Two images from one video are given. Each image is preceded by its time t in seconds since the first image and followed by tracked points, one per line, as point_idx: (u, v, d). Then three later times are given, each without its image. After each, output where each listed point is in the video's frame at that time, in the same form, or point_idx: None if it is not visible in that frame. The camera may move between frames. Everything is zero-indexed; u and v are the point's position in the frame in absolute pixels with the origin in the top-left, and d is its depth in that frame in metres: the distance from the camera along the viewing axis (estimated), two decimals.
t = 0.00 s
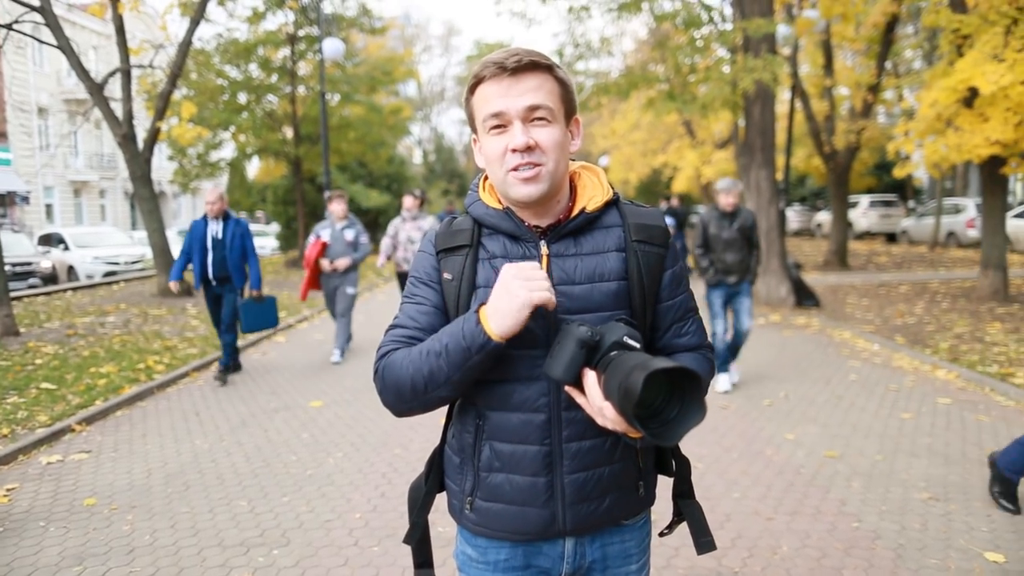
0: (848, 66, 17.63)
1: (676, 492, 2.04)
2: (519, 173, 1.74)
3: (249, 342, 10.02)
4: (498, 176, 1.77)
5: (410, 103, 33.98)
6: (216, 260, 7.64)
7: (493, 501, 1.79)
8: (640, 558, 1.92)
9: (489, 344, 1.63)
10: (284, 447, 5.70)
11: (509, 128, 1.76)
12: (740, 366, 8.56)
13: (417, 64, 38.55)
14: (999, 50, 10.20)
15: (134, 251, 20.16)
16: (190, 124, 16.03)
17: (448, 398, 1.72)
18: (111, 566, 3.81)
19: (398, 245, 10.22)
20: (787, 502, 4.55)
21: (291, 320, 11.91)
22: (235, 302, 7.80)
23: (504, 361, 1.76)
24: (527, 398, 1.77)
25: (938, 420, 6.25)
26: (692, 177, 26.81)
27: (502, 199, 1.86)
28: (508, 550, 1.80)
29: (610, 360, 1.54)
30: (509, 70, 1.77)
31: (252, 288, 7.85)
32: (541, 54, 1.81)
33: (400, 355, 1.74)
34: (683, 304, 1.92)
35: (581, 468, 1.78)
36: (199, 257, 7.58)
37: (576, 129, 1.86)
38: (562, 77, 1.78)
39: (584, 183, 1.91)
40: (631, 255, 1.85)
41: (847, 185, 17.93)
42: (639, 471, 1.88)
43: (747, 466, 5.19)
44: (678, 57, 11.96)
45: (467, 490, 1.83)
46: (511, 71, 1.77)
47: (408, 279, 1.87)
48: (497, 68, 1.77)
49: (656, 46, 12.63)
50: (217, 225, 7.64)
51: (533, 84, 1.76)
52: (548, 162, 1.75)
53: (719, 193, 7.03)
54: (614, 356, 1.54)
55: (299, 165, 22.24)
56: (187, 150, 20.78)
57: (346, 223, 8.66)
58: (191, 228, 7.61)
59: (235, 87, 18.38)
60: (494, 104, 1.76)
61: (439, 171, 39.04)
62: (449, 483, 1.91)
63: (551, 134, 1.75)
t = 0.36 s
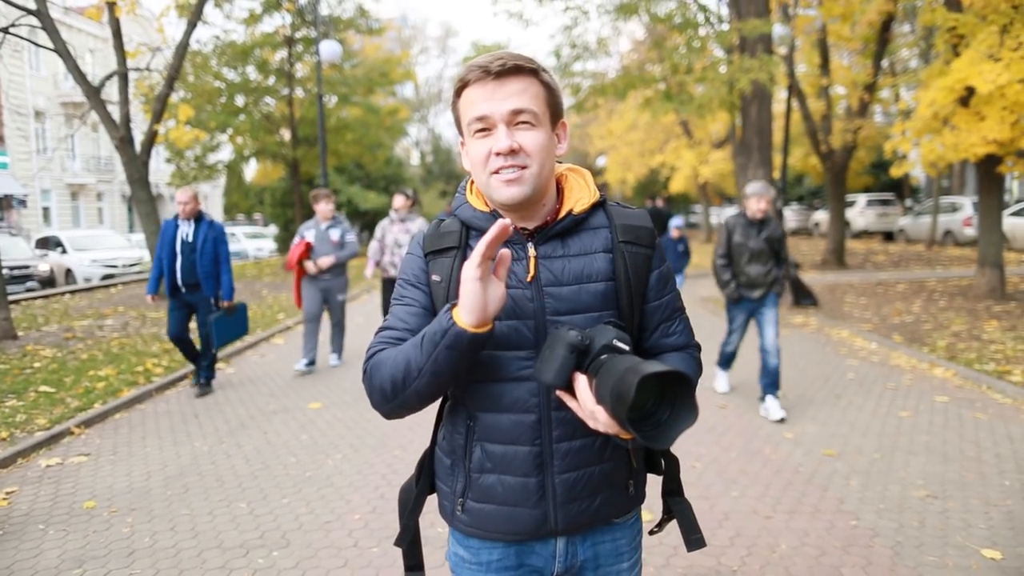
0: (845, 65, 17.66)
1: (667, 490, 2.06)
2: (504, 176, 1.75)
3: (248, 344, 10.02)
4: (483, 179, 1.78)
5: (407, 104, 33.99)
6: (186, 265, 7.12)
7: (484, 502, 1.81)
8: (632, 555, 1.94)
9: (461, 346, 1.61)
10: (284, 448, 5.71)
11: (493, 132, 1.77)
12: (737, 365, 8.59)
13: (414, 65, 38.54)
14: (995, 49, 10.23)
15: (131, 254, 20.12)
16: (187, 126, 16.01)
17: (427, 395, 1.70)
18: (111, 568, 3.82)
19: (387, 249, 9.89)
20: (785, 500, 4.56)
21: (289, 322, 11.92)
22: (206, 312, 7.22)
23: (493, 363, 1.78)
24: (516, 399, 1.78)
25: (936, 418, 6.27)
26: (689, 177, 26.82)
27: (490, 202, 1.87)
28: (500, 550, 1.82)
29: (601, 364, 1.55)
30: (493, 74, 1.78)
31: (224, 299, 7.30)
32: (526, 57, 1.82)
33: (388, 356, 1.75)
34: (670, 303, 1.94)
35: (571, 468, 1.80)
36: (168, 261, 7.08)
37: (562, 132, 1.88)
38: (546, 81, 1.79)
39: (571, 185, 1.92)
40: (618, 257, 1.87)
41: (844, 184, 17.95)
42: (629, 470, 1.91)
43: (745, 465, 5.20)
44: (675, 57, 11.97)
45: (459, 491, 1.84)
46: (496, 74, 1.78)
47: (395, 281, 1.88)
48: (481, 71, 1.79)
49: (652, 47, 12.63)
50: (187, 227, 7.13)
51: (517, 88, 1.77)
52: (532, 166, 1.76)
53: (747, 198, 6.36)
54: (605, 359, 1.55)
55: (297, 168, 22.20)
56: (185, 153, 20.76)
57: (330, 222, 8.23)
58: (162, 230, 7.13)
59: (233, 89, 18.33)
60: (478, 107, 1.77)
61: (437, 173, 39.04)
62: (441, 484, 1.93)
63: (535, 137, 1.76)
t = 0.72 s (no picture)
0: (845, 64, 17.65)
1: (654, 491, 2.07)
2: (488, 178, 1.76)
3: (250, 347, 10.02)
4: (468, 181, 1.79)
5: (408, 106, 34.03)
6: (148, 279, 6.43)
7: (472, 504, 1.82)
8: (621, 555, 1.95)
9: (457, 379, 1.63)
10: (285, 450, 5.71)
11: (477, 134, 1.78)
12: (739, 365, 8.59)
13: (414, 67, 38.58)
14: (995, 48, 10.24)
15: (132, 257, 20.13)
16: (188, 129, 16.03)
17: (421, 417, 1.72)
18: (114, 571, 3.82)
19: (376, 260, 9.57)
20: (787, 500, 4.56)
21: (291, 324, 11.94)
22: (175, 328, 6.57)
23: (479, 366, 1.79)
24: (504, 401, 1.79)
25: (938, 417, 6.27)
26: (690, 177, 26.81)
27: (475, 205, 1.89)
28: (489, 552, 1.83)
29: (592, 365, 1.56)
30: (475, 76, 1.79)
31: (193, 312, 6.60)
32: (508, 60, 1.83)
33: (379, 366, 1.76)
34: (655, 305, 1.96)
35: (558, 469, 1.81)
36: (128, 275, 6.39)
37: (546, 134, 1.89)
38: (529, 83, 1.80)
39: (556, 188, 1.94)
40: (603, 258, 1.89)
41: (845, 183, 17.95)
42: (616, 471, 1.92)
43: (747, 464, 5.20)
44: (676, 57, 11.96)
45: (447, 494, 1.86)
46: (478, 77, 1.79)
47: (382, 285, 1.89)
48: (463, 75, 1.80)
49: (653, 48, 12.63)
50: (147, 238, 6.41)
51: (500, 90, 1.78)
52: (516, 167, 1.78)
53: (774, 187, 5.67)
54: (596, 360, 1.56)
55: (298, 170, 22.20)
56: (186, 155, 20.78)
57: (309, 225, 8.05)
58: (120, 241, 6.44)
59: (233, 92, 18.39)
60: (461, 110, 1.78)
61: (438, 174, 39.07)
62: (428, 487, 1.94)
63: (519, 139, 1.77)
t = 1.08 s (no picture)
0: (845, 63, 17.63)
1: (634, 492, 2.07)
2: (475, 173, 1.77)
3: (249, 345, 10.01)
4: (456, 177, 1.79)
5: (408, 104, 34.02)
6: (98, 280, 5.91)
7: (450, 500, 1.83)
8: (601, 553, 1.95)
9: (450, 381, 1.65)
10: (285, 448, 5.71)
11: (463, 130, 1.78)
12: (739, 363, 8.58)
13: (414, 65, 38.54)
14: (995, 47, 10.24)
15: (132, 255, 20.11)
16: (189, 127, 16.01)
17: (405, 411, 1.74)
18: (113, 568, 3.82)
19: (358, 253, 8.63)
20: (787, 498, 4.56)
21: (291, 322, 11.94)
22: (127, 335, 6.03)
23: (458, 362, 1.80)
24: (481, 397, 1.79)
25: (937, 415, 6.27)
26: (690, 175, 26.79)
27: (459, 200, 1.90)
28: (469, 549, 1.84)
29: (564, 357, 1.55)
30: (461, 73, 1.80)
31: (149, 319, 5.98)
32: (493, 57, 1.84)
33: (362, 360, 1.77)
34: (638, 305, 1.95)
35: (534, 466, 1.81)
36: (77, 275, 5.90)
37: (530, 132, 1.89)
38: (514, 80, 1.80)
39: (540, 185, 1.93)
40: (585, 256, 1.88)
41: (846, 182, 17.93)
42: (595, 470, 1.92)
43: (747, 463, 5.19)
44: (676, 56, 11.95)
45: (424, 491, 1.86)
46: (463, 73, 1.80)
47: (365, 278, 1.90)
48: (449, 71, 1.80)
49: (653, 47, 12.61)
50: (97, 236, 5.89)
51: (486, 87, 1.79)
52: (502, 163, 1.78)
53: (809, 181, 5.01)
54: (568, 352, 1.55)
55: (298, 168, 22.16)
56: (185, 153, 20.77)
57: (296, 229, 7.26)
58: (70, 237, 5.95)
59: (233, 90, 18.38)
60: (447, 106, 1.79)
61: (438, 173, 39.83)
62: (406, 484, 1.95)
63: (505, 134, 1.77)
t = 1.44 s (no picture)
0: (842, 68, 17.68)
1: (626, 495, 2.06)
2: (471, 171, 1.76)
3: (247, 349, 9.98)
4: (450, 173, 1.78)
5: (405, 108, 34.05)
6: (28, 287, 5.37)
7: (440, 505, 1.81)
8: (593, 558, 1.93)
9: (433, 411, 1.65)
10: (282, 453, 5.69)
11: (461, 126, 1.78)
12: (736, 368, 8.57)
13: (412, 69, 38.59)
14: (992, 52, 10.29)
15: (129, 258, 20.06)
16: (186, 130, 15.97)
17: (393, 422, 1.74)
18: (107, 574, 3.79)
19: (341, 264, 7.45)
20: (785, 503, 4.55)
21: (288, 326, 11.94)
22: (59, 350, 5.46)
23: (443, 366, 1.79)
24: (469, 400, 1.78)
25: (935, 420, 6.26)
26: (688, 179, 26.80)
27: (448, 204, 1.90)
28: (460, 555, 1.83)
29: (520, 355, 1.56)
30: (463, 71, 1.80)
31: (83, 334, 5.39)
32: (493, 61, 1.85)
33: (350, 368, 1.78)
34: (626, 308, 1.94)
35: (524, 470, 1.79)
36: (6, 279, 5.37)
37: (523, 136, 1.90)
38: (513, 83, 1.81)
39: (528, 189, 1.93)
40: (572, 258, 1.88)
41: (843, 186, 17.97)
42: (585, 473, 1.91)
43: (744, 468, 5.19)
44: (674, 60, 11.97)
45: (414, 496, 1.85)
46: (465, 72, 1.80)
47: (352, 284, 1.89)
48: (450, 69, 1.80)
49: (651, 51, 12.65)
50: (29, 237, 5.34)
51: (485, 86, 1.79)
52: (498, 161, 1.77)
53: (862, 191, 4.28)
54: (525, 348, 1.56)
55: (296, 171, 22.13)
56: (183, 156, 20.73)
57: (275, 230, 6.76)
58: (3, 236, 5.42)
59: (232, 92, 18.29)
60: (446, 102, 1.78)
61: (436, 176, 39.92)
62: (396, 491, 1.94)
63: (501, 134, 1.77)
